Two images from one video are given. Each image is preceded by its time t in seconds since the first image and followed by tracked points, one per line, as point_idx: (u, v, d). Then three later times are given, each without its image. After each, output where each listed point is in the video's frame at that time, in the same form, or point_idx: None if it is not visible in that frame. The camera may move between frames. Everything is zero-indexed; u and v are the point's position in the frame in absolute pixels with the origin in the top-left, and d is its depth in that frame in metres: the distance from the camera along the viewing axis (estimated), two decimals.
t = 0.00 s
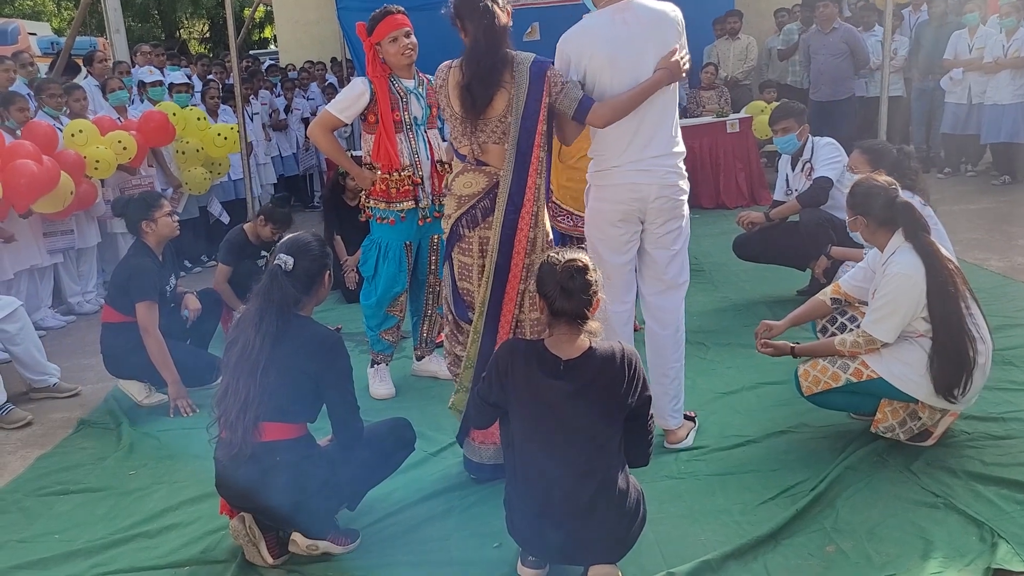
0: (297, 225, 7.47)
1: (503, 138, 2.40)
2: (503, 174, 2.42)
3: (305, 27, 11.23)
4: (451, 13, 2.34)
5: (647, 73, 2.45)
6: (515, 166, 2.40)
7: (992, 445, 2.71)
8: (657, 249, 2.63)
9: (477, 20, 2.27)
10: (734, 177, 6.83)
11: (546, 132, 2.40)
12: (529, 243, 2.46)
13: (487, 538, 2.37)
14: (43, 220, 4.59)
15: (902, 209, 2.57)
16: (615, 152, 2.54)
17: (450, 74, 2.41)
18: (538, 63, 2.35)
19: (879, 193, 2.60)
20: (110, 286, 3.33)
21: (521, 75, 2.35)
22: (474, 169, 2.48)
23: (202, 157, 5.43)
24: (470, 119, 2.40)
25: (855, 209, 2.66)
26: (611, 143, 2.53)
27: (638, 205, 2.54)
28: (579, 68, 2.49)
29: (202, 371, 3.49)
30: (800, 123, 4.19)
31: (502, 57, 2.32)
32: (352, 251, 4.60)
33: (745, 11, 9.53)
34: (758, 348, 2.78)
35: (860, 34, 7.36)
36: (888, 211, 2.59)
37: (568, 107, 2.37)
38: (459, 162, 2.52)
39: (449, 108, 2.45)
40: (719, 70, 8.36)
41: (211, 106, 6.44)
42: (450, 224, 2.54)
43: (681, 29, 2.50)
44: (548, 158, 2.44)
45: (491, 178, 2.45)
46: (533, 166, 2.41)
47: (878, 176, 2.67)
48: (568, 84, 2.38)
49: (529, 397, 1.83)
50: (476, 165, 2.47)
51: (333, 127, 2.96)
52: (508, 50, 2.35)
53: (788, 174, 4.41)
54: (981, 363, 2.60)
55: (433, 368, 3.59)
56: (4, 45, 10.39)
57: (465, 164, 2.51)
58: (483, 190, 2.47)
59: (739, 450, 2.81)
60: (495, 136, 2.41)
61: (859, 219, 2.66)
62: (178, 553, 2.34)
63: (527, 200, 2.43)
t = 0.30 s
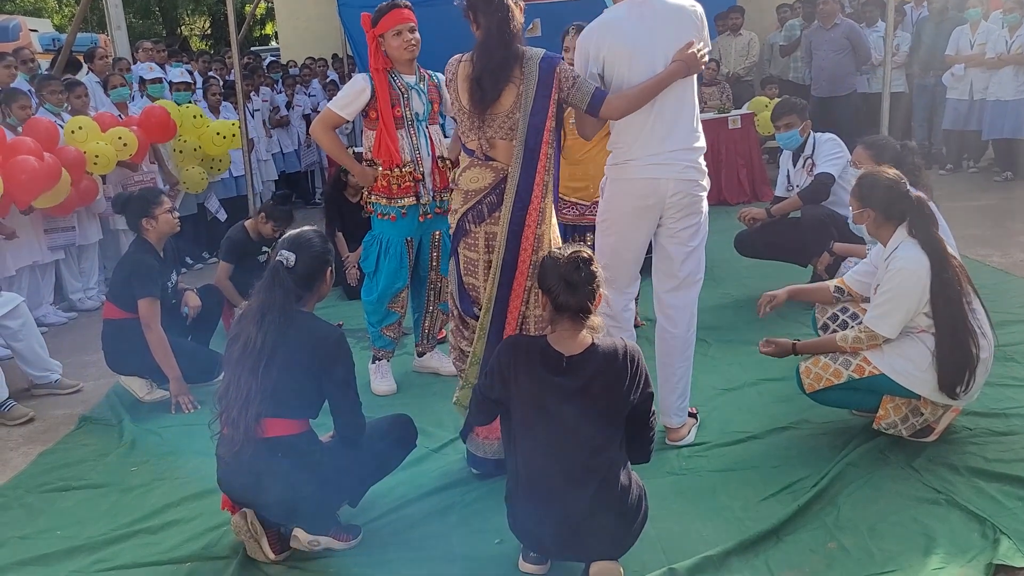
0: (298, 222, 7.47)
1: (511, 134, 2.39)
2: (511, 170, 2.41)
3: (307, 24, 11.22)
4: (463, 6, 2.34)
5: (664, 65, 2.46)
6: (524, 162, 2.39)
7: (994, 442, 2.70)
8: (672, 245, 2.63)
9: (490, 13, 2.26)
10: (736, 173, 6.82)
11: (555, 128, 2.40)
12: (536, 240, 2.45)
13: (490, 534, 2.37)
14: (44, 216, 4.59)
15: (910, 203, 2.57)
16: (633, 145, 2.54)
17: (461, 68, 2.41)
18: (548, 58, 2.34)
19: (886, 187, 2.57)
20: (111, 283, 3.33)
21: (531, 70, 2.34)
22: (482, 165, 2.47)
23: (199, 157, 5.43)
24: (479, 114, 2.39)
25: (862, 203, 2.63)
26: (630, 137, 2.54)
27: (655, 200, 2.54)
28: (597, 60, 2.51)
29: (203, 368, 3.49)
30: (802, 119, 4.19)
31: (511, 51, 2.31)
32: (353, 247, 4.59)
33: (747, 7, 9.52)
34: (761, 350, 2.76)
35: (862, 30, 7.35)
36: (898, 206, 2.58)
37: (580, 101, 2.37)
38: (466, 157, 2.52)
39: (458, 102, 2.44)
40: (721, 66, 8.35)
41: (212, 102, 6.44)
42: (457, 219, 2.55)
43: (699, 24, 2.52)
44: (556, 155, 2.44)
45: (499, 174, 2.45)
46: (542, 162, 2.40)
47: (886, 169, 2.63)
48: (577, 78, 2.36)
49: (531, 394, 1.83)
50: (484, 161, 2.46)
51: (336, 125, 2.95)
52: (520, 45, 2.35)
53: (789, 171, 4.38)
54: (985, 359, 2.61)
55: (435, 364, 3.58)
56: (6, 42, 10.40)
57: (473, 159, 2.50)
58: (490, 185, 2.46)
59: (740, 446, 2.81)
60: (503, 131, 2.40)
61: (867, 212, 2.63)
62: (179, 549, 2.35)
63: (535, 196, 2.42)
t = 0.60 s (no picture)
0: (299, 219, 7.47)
1: (520, 130, 2.39)
2: (520, 167, 2.41)
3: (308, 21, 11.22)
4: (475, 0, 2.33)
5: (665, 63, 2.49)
6: (533, 159, 2.39)
7: (996, 439, 2.70)
8: (673, 242, 2.62)
9: (502, 9, 2.26)
10: (738, 170, 6.82)
11: (564, 126, 2.40)
12: (544, 237, 2.46)
13: (491, 531, 2.37)
14: (46, 213, 4.59)
15: (911, 200, 2.57)
16: (632, 141, 2.55)
17: (470, 63, 2.40)
18: (557, 56, 2.34)
19: (891, 182, 2.56)
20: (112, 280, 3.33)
21: (541, 67, 2.34)
22: (489, 162, 2.46)
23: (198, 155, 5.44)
24: (488, 109, 2.38)
25: (868, 198, 2.61)
26: (630, 133, 2.55)
27: (654, 195, 2.54)
28: (599, 55, 2.51)
29: (204, 365, 3.49)
30: (804, 115, 4.19)
31: (523, 47, 2.30)
32: (354, 245, 4.59)
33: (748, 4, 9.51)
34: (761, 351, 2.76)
35: (864, 27, 7.33)
36: (903, 201, 2.57)
37: (589, 100, 2.38)
38: (472, 153, 2.50)
39: (466, 97, 2.43)
40: (722, 63, 8.35)
41: (213, 99, 6.45)
42: (463, 216, 2.53)
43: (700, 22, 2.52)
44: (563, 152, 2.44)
45: (506, 171, 2.44)
46: (550, 159, 2.41)
47: (892, 166, 2.63)
48: (586, 77, 2.38)
49: (534, 391, 1.83)
50: (490, 157, 2.45)
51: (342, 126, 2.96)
52: (531, 41, 2.35)
53: (791, 167, 4.38)
54: (985, 357, 2.61)
55: (436, 362, 3.58)
56: (7, 40, 10.41)
57: (479, 156, 2.49)
58: (498, 181, 2.45)
59: (742, 443, 2.80)
60: (512, 127, 2.39)
61: (875, 207, 2.61)
62: (181, 545, 2.35)
63: (543, 193, 2.43)
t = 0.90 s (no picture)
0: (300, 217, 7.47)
1: (525, 128, 2.39)
2: (526, 166, 2.41)
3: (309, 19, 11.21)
4: None
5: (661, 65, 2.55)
6: (538, 157, 2.39)
7: (997, 437, 2.70)
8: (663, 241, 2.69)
9: (507, 7, 2.24)
10: (738, 168, 6.81)
11: (569, 125, 2.40)
12: (549, 235, 2.46)
13: (492, 529, 2.37)
14: (46, 211, 4.59)
15: (913, 199, 2.57)
16: (626, 142, 2.57)
17: (473, 60, 2.39)
18: (562, 56, 2.34)
19: (895, 181, 2.56)
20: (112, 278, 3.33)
21: (546, 66, 2.34)
22: (493, 159, 2.46)
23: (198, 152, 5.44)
24: (492, 107, 2.38)
25: (871, 195, 2.60)
26: (624, 134, 2.57)
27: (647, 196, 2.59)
28: (597, 56, 2.56)
29: (204, 363, 3.50)
30: (805, 113, 4.17)
31: (528, 45, 2.30)
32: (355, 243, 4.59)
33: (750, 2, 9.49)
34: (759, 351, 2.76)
35: (865, 24, 7.32)
36: (906, 199, 2.57)
37: (593, 100, 2.39)
38: (475, 151, 2.51)
39: (470, 95, 2.42)
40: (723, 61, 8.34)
41: (213, 97, 6.44)
42: (466, 214, 2.53)
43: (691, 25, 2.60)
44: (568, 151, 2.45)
45: (510, 168, 2.44)
46: (556, 158, 2.41)
47: (894, 164, 2.62)
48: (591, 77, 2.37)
49: (535, 389, 1.83)
50: (494, 155, 2.46)
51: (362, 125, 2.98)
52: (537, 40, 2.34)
53: (792, 166, 4.38)
54: (985, 358, 2.60)
55: (437, 360, 3.59)
56: (8, 38, 10.43)
57: (482, 153, 2.49)
58: (502, 179, 2.45)
59: (742, 441, 2.80)
60: (516, 125, 2.39)
61: (876, 205, 2.60)
62: (181, 543, 2.35)
63: (548, 192, 2.43)
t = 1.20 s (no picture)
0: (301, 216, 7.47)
1: (528, 127, 2.39)
2: (529, 165, 2.41)
3: (310, 17, 11.21)
4: None
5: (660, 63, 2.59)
6: (541, 156, 2.40)
7: (997, 435, 2.70)
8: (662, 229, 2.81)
9: (510, 6, 2.25)
10: (739, 167, 6.81)
11: (572, 123, 2.41)
12: (552, 234, 2.47)
13: (492, 528, 2.37)
14: (48, 209, 4.60)
15: (918, 198, 2.57)
16: (631, 138, 2.66)
17: (475, 59, 2.39)
18: (563, 55, 2.35)
19: (899, 179, 2.55)
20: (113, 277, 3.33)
21: (549, 65, 2.35)
22: (494, 158, 2.45)
23: (198, 150, 5.44)
24: (495, 105, 2.38)
25: (874, 193, 2.60)
26: (629, 130, 2.65)
27: (651, 188, 2.69)
28: (598, 52, 2.57)
29: (205, 361, 3.50)
30: (805, 111, 4.18)
31: (531, 45, 2.30)
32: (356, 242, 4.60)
33: None
34: (761, 349, 2.76)
35: (866, 23, 7.31)
36: (910, 197, 2.56)
37: (596, 100, 2.41)
38: (476, 150, 2.50)
39: (472, 94, 2.42)
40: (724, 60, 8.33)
41: (214, 95, 6.44)
42: (468, 213, 2.53)
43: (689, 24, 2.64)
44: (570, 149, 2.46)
45: (512, 167, 2.44)
46: (558, 156, 2.42)
47: (899, 162, 2.61)
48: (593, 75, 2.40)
49: (534, 388, 1.83)
50: (496, 154, 2.45)
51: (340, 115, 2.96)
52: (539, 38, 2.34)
53: (794, 165, 4.38)
54: (987, 357, 2.60)
55: (437, 358, 3.59)
56: (10, 37, 10.43)
57: (484, 153, 2.48)
58: (505, 178, 2.45)
59: (743, 439, 2.80)
60: (519, 124, 2.39)
61: (879, 203, 2.60)
62: (182, 541, 2.35)
63: (551, 191, 2.44)
